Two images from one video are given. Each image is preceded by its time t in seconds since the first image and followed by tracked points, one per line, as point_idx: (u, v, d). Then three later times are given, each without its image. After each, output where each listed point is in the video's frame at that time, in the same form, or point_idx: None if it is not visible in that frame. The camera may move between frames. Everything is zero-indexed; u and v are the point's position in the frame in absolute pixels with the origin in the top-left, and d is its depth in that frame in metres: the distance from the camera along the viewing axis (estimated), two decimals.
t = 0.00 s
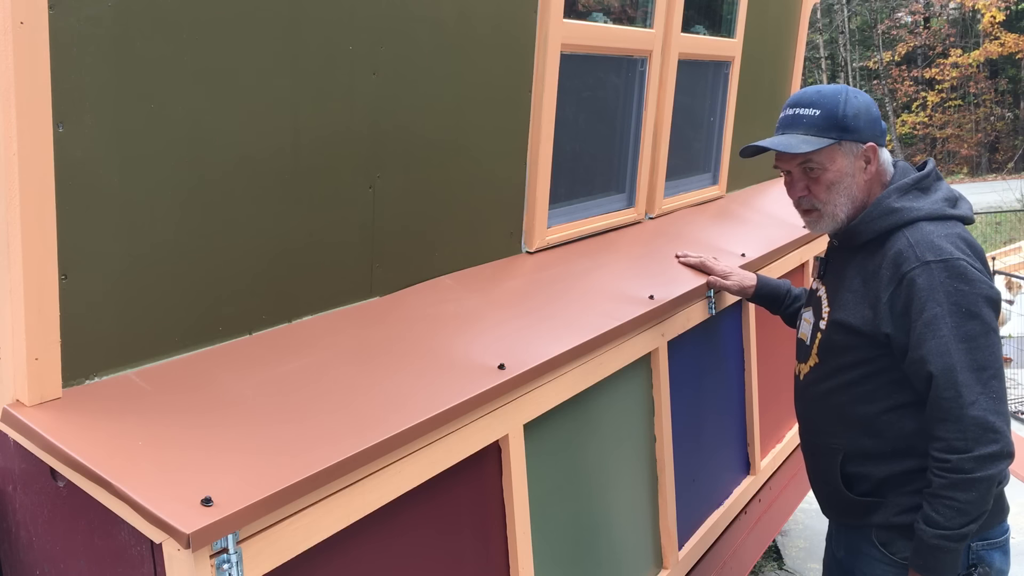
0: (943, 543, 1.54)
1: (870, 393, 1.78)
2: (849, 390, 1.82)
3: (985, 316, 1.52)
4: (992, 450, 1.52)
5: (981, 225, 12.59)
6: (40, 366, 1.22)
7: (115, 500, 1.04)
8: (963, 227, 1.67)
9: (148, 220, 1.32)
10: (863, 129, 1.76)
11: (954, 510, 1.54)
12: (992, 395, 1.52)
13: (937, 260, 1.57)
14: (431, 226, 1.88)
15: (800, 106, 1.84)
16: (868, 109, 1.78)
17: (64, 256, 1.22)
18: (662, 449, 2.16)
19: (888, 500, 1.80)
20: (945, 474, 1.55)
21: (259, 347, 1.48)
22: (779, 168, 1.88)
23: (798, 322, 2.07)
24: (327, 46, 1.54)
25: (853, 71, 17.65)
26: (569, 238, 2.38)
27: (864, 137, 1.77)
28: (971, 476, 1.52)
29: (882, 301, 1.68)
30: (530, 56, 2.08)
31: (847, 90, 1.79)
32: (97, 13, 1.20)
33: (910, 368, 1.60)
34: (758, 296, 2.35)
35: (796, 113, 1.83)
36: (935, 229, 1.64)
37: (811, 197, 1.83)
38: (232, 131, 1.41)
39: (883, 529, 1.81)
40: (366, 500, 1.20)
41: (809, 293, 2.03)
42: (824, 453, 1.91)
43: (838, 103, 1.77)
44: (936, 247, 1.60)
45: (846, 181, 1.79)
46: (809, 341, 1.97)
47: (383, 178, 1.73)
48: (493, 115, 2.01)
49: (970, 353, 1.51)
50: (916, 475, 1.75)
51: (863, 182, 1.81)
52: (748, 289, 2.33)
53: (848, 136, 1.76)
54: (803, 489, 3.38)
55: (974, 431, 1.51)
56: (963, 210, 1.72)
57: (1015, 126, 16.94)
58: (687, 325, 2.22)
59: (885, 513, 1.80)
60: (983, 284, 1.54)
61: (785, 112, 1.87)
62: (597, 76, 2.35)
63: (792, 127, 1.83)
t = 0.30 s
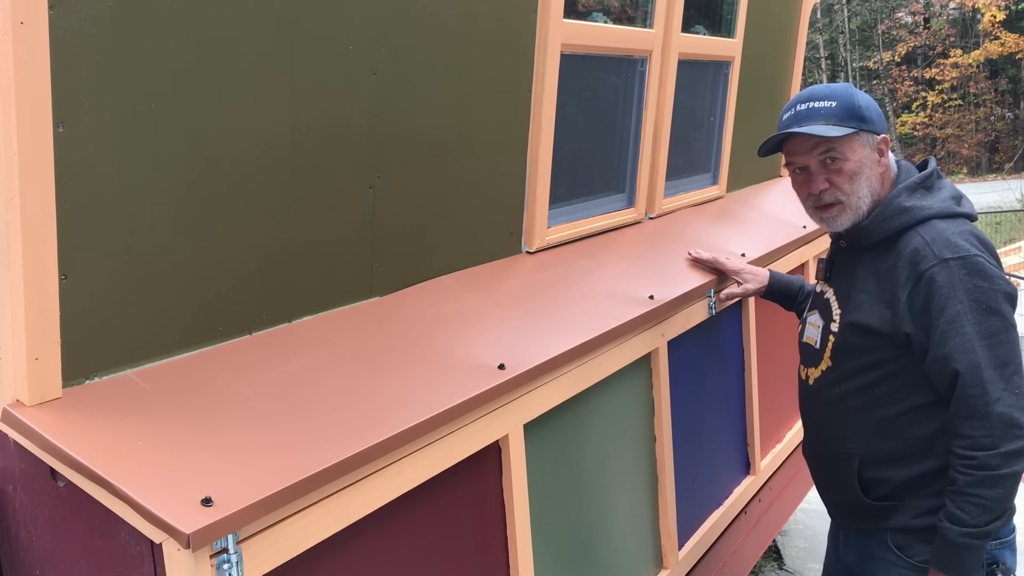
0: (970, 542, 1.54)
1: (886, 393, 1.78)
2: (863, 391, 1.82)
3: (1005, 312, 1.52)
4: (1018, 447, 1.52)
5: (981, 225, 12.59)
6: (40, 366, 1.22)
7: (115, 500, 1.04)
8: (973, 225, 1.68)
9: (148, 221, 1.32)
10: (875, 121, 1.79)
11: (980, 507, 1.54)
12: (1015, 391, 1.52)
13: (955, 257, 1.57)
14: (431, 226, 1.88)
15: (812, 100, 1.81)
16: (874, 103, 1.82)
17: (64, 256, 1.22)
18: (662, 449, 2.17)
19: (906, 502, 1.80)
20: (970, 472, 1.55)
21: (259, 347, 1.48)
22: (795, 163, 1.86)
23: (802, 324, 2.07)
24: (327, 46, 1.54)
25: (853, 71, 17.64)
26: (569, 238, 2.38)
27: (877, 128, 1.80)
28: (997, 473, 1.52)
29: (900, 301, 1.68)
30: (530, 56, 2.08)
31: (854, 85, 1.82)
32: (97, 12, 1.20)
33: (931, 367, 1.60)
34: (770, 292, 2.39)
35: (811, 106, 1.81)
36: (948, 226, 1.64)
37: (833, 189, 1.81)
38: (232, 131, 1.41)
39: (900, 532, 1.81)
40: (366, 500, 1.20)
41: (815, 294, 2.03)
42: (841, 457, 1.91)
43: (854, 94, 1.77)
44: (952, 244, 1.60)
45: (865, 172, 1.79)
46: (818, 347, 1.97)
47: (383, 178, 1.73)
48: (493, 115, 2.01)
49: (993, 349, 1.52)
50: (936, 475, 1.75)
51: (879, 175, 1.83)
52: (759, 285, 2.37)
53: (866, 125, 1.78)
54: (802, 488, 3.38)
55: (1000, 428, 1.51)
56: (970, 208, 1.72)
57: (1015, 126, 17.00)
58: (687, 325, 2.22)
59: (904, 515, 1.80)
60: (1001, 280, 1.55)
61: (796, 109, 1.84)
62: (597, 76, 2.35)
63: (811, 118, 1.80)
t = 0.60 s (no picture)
0: (995, 544, 1.53)
1: (891, 392, 1.78)
2: (868, 390, 1.82)
3: (1014, 310, 1.53)
4: None
5: (981, 225, 12.58)
6: (40, 366, 1.22)
7: (115, 500, 1.04)
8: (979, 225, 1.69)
9: (148, 221, 1.32)
10: (857, 131, 1.76)
11: (1001, 508, 1.53)
12: None
13: (964, 256, 1.58)
14: (431, 226, 1.88)
15: (797, 109, 1.88)
16: (865, 109, 1.77)
17: (64, 256, 1.22)
18: (662, 449, 2.17)
19: (907, 503, 1.81)
20: (989, 473, 1.54)
21: (259, 347, 1.48)
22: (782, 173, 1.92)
23: (806, 323, 2.07)
24: (327, 46, 1.54)
25: (853, 71, 17.64)
26: (569, 238, 2.38)
27: (859, 139, 1.77)
28: (1015, 472, 1.52)
29: (907, 300, 1.67)
30: (530, 57, 2.08)
31: (843, 92, 1.80)
32: (97, 13, 1.20)
33: (940, 366, 1.60)
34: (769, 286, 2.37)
35: (792, 116, 1.87)
36: (957, 226, 1.65)
37: (809, 201, 1.88)
38: (232, 131, 1.41)
39: (899, 532, 1.82)
40: (366, 500, 1.20)
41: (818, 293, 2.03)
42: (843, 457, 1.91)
43: (831, 106, 1.79)
44: (961, 243, 1.60)
45: (841, 185, 1.81)
46: (822, 344, 1.96)
47: (383, 179, 1.73)
48: (493, 115, 2.01)
49: (1004, 348, 1.52)
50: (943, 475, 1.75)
51: (863, 185, 1.81)
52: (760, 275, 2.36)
53: (841, 139, 1.78)
54: (802, 488, 3.38)
55: (1015, 427, 1.51)
56: (977, 208, 1.73)
57: (1015, 126, 17.00)
58: (686, 325, 2.22)
59: (903, 516, 1.81)
60: (1009, 278, 1.56)
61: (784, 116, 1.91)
62: (597, 76, 2.35)
63: (788, 130, 1.87)
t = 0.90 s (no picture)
0: (966, 547, 1.54)
1: (881, 390, 1.78)
2: (859, 386, 1.82)
3: (1002, 315, 1.52)
4: (1013, 451, 1.51)
5: (981, 225, 12.58)
6: (40, 366, 1.22)
7: (115, 500, 1.04)
8: (983, 228, 1.66)
9: (148, 221, 1.32)
10: (846, 131, 1.77)
11: (975, 511, 1.54)
12: (1011, 394, 1.52)
13: (956, 257, 1.57)
14: (431, 226, 1.88)
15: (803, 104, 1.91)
16: (860, 109, 1.77)
17: (64, 256, 1.22)
18: (662, 449, 2.17)
19: (893, 502, 1.81)
20: (965, 475, 1.54)
21: (259, 348, 1.48)
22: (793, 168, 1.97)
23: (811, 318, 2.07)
24: (327, 47, 1.54)
25: (853, 71, 17.64)
26: (569, 238, 2.38)
27: (849, 139, 1.77)
28: (991, 477, 1.52)
29: (897, 298, 1.67)
30: (530, 57, 2.08)
31: (842, 91, 1.81)
32: (97, 13, 1.20)
33: (925, 365, 1.60)
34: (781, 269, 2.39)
35: (797, 111, 1.92)
36: (956, 227, 1.63)
37: (810, 193, 1.92)
38: (232, 131, 1.41)
39: (886, 531, 1.83)
40: (366, 500, 1.20)
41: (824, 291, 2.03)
42: (830, 451, 1.91)
43: (824, 106, 1.82)
44: (954, 244, 1.59)
45: (832, 182, 1.83)
46: (821, 337, 1.97)
47: (383, 179, 1.73)
48: (493, 115, 2.01)
49: (989, 351, 1.51)
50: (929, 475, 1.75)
51: (857, 183, 1.81)
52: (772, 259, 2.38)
53: (830, 138, 1.80)
54: (802, 489, 3.37)
55: (993, 431, 1.51)
56: (984, 212, 1.71)
57: (1015, 126, 16.99)
58: (686, 325, 2.22)
59: (889, 515, 1.82)
60: (1000, 282, 1.54)
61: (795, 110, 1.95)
62: (597, 76, 2.35)
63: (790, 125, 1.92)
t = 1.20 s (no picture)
0: (926, 537, 1.55)
1: (871, 384, 1.78)
2: (851, 381, 1.82)
3: (984, 310, 1.50)
4: (982, 446, 1.50)
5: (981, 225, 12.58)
6: (39, 366, 1.22)
7: (115, 500, 1.04)
8: (980, 226, 1.63)
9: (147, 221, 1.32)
10: (831, 137, 1.80)
11: (939, 504, 1.53)
12: (987, 391, 1.49)
13: (941, 252, 1.56)
14: (430, 226, 1.88)
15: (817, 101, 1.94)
16: (847, 114, 1.78)
17: (64, 255, 1.22)
18: (662, 448, 2.17)
19: (885, 501, 1.81)
20: (932, 467, 1.54)
21: (259, 348, 1.48)
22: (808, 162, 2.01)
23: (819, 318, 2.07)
24: (327, 46, 1.54)
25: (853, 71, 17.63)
26: (569, 238, 2.38)
27: (833, 144, 1.81)
28: (958, 470, 1.51)
29: (885, 292, 1.68)
30: (530, 56, 2.08)
31: (838, 94, 1.82)
32: (97, 13, 1.20)
33: (906, 358, 1.60)
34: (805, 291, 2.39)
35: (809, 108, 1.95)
36: (947, 223, 1.61)
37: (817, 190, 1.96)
38: (232, 130, 1.41)
39: (879, 529, 1.83)
40: (366, 500, 1.20)
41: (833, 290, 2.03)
42: (824, 445, 1.93)
43: (819, 108, 1.85)
44: (941, 239, 1.58)
45: (827, 183, 1.87)
46: (823, 332, 1.98)
47: (383, 179, 1.73)
48: (493, 115, 2.01)
49: (967, 346, 1.50)
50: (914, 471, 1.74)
51: (848, 186, 1.83)
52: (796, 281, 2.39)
53: (819, 141, 1.84)
54: (803, 489, 3.37)
55: (962, 425, 1.50)
56: (985, 212, 1.67)
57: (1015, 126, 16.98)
58: (686, 325, 2.22)
59: (882, 513, 1.82)
60: (985, 278, 1.52)
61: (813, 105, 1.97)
62: (597, 77, 2.35)
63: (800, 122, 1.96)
